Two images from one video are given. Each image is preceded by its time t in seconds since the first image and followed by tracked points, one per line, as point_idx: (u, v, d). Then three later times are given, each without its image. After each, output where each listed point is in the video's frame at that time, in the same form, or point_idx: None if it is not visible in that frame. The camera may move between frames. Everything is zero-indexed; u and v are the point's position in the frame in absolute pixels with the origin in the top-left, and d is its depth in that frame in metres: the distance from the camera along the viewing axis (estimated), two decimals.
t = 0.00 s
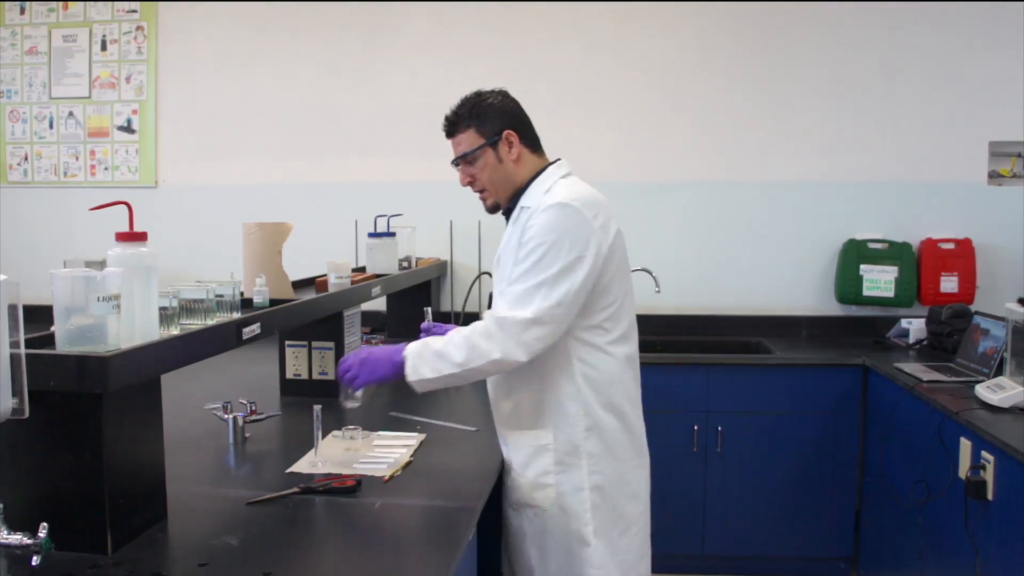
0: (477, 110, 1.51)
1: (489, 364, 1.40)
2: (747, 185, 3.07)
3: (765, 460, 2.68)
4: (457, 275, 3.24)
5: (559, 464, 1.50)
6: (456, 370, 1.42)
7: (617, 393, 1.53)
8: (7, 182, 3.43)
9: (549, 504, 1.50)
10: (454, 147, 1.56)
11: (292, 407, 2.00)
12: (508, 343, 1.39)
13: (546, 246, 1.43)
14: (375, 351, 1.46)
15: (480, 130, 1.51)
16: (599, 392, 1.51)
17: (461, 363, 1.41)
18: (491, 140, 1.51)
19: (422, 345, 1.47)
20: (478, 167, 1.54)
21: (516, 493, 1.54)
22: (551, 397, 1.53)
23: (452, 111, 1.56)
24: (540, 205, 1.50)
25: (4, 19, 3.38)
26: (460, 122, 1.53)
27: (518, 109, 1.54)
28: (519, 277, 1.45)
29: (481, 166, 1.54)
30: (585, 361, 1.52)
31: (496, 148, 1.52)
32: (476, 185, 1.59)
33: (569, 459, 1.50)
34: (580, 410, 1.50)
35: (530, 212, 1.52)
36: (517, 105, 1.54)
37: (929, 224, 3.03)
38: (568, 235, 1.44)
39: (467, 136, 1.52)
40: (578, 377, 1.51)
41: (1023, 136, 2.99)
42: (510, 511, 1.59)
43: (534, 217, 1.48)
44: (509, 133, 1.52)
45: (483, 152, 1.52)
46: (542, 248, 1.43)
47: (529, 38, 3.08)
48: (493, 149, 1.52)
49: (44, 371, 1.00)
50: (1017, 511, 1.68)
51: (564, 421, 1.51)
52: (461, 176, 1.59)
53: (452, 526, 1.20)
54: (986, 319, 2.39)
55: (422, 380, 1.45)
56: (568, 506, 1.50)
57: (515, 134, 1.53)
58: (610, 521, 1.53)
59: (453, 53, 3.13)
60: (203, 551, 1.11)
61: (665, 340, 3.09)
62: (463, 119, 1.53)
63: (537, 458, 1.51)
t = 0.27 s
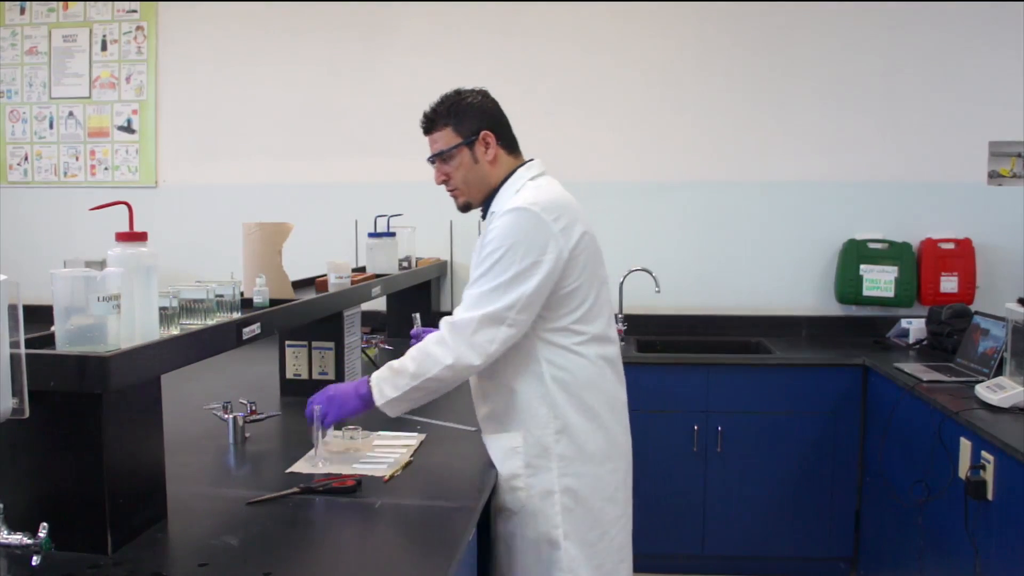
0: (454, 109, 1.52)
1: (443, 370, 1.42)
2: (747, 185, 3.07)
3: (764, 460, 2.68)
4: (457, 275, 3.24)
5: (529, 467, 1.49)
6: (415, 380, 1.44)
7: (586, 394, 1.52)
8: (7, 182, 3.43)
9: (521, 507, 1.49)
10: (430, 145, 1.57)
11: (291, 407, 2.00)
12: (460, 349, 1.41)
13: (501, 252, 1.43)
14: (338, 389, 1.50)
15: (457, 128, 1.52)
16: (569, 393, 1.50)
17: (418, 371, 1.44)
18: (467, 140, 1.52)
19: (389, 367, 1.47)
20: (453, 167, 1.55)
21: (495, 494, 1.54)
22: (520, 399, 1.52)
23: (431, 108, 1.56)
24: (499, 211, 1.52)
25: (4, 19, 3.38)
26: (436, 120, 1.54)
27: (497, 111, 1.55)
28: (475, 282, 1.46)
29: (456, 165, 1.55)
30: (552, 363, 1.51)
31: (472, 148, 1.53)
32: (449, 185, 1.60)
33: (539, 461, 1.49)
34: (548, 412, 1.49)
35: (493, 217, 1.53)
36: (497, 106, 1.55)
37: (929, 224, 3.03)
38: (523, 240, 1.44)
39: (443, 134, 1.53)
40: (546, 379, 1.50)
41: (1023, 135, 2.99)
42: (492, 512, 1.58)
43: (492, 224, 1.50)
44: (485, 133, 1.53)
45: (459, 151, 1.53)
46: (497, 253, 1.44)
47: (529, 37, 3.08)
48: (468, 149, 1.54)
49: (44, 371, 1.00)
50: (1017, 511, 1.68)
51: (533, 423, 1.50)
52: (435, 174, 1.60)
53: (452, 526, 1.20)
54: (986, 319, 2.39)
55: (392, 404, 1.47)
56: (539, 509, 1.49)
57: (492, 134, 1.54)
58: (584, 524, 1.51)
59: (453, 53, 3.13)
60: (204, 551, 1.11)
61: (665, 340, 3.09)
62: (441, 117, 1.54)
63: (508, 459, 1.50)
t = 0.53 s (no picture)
0: (443, 109, 1.52)
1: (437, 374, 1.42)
2: (747, 185, 3.07)
3: (764, 460, 2.68)
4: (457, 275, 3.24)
5: (525, 467, 1.49)
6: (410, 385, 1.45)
7: (580, 393, 1.52)
8: (7, 182, 3.43)
9: (517, 508, 1.49)
10: (417, 145, 1.56)
11: (291, 407, 2.00)
12: (453, 354, 1.41)
13: (489, 255, 1.43)
14: (332, 398, 1.49)
15: (445, 129, 1.52)
16: (563, 393, 1.51)
17: (412, 376, 1.44)
18: (456, 141, 1.52)
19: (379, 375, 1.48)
20: (440, 167, 1.55)
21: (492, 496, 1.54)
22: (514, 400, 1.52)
23: (418, 108, 1.56)
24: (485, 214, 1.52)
25: (4, 19, 3.38)
26: (425, 119, 1.54)
27: (486, 113, 1.55)
28: (465, 287, 1.46)
29: (444, 166, 1.55)
30: (546, 363, 1.51)
31: (460, 149, 1.53)
32: (435, 185, 1.59)
33: (534, 462, 1.49)
34: (543, 412, 1.49)
35: (480, 220, 1.53)
36: (485, 108, 1.55)
37: (929, 224, 3.03)
38: (511, 243, 1.44)
39: (432, 134, 1.53)
40: (540, 380, 1.50)
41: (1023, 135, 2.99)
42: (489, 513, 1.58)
43: (479, 228, 1.50)
44: (473, 135, 1.53)
45: (447, 152, 1.53)
46: (485, 257, 1.44)
47: (530, 37, 3.08)
48: (457, 150, 1.54)
49: (44, 371, 1.00)
50: (1017, 511, 1.68)
51: (528, 424, 1.50)
52: (421, 175, 1.59)
53: (452, 526, 1.20)
54: (986, 319, 2.39)
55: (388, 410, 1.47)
56: (535, 510, 1.48)
57: (480, 136, 1.54)
58: (580, 524, 1.51)
59: (453, 52, 3.13)
60: (204, 551, 1.11)
61: (665, 340, 3.09)
62: (428, 117, 1.54)
63: (503, 460, 1.50)
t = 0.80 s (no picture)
0: (469, 101, 1.52)
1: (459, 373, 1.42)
2: (747, 185, 3.07)
3: (764, 460, 2.68)
4: (457, 275, 3.24)
5: (528, 469, 1.49)
6: (430, 380, 1.44)
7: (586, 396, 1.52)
8: (7, 182, 3.43)
9: (519, 508, 1.50)
10: (439, 135, 1.55)
11: (291, 407, 2.00)
12: (476, 356, 1.41)
13: (511, 255, 1.43)
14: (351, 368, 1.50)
15: (470, 121, 1.52)
16: (568, 395, 1.51)
17: (433, 373, 1.44)
18: (479, 134, 1.52)
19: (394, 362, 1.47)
20: (461, 159, 1.55)
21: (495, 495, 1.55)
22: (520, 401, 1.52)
23: (443, 97, 1.55)
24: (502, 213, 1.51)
25: (5, 19, 3.38)
26: (449, 109, 1.53)
27: (510, 109, 1.56)
28: (486, 286, 1.46)
29: (464, 158, 1.54)
30: (552, 364, 1.51)
31: (483, 142, 1.53)
32: (453, 176, 1.58)
33: (537, 463, 1.49)
34: (548, 414, 1.49)
35: (498, 217, 1.52)
36: (510, 104, 1.56)
37: (929, 224, 3.03)
38: (532, 242, 1.43)
39: (455, 125, 1.52)
40: (546, 381, 1.50)
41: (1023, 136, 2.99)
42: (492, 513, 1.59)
43: (496, 227, 1.49)
44: (497, 129, 1.53)
45: (470, 145, 1.53)
46: (507, 257, 1.43)
47: (530, 37, 3.08)
48: (479, 143, 1.53)
49: (44, 371, 1.00)
50: (1017, 511, 1.68)
51: (532, 426, 1.50)
52: (440, 164, 1.58)
53: (451, 526, 1.20)
54: (986, 319, 2.39)
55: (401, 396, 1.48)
56: (536, 511, 1.49)
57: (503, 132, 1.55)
58: (581, 527, 1.51)
59: (453, 52, 3.13)
60: (204, 551, 1.11)
61: (665, 340, 3.10)
62: (454, 107, 1.53)
63: (506, 461, 1.50)
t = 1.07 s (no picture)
0: (507, 91, 1.51)
1: (457, 351, 1.37)
2: (747, 185, 3.07)
3: (764, 460, 2.68)
4: (456, 275, 3.24)
5: (530, 469, 1.50)
6: (424, 349, 1.38)
7: (592, 399, 1.52)
8: (7, 182, 3.43)
9: (519, 507, 1.51)
10: (473, 122, 1.54)
11: (291, 407, 2.00)
12: (479, 337, 1.36)
13: (533, 245, 1.42)
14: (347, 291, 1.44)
15: (507, 112, 1.51)
16: (574, 398, 1.51)
17: (430, 341, 1.37)
18: (514, 126, 1.52)
19: (387, 313, 1.39)
20: (493, 148, 1.54)
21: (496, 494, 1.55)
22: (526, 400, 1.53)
23: (481, 84, 1.54)
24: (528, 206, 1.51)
25: (4, 19, 3.38)
26: (487, 98, 1.52)
27: (546, 105, 1.56)
28: (501, 270, 1.43)
29: (496, 148, 1.53)
30: (560, 365, 1.52)
31: (517, 135, 1.53)
32: (482, 165, 1.57)
33: (539, 463, 1.50)
34: (552, 415, 1.50)
35: (523, 210, 1.51)
36: (546, 100, 1.56)
37: (929, 224, 3.03)
38: (555, 239, 1.43)
39: (492, 114, 1.51)
40: (553, 382, 1.51)
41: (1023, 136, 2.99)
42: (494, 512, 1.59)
43: (520, 218, 1.49)
44: (532, 123, 1.54)
45: (504, 136, 1.52)
46: (529, 246, 1.42)
47: (529, 37, 3.08)
48: (513, 135, 1.53)
49: (44, 371, 1.00)
50: (1017, 510, 1.69)
51: (536, 426, 1.51)
52: (470, 152, 1.57)
53: (451, 526, 1.20)
54: (986, 319, 2.39)
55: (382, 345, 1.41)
56: (536, 511, 1.49)
57: (538, 126, 1.55)
58: (579, 529, 1.51)
59: (453, 52, 3.13)
60: (204, 551, 1.11)
61: (664, 340, 3.09)
62: (492, 96, 1.52)
63: (509, 460, 1.51)
